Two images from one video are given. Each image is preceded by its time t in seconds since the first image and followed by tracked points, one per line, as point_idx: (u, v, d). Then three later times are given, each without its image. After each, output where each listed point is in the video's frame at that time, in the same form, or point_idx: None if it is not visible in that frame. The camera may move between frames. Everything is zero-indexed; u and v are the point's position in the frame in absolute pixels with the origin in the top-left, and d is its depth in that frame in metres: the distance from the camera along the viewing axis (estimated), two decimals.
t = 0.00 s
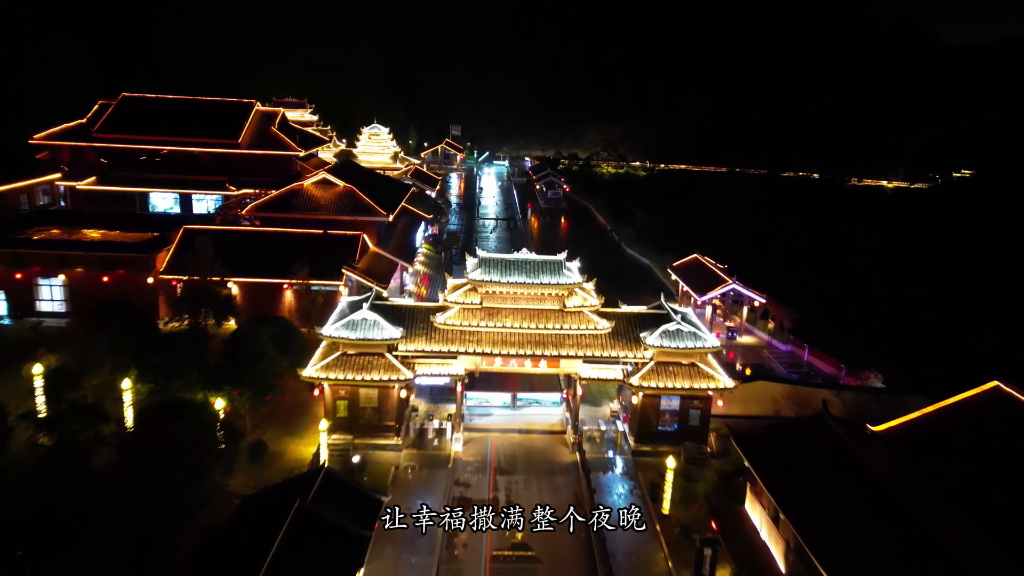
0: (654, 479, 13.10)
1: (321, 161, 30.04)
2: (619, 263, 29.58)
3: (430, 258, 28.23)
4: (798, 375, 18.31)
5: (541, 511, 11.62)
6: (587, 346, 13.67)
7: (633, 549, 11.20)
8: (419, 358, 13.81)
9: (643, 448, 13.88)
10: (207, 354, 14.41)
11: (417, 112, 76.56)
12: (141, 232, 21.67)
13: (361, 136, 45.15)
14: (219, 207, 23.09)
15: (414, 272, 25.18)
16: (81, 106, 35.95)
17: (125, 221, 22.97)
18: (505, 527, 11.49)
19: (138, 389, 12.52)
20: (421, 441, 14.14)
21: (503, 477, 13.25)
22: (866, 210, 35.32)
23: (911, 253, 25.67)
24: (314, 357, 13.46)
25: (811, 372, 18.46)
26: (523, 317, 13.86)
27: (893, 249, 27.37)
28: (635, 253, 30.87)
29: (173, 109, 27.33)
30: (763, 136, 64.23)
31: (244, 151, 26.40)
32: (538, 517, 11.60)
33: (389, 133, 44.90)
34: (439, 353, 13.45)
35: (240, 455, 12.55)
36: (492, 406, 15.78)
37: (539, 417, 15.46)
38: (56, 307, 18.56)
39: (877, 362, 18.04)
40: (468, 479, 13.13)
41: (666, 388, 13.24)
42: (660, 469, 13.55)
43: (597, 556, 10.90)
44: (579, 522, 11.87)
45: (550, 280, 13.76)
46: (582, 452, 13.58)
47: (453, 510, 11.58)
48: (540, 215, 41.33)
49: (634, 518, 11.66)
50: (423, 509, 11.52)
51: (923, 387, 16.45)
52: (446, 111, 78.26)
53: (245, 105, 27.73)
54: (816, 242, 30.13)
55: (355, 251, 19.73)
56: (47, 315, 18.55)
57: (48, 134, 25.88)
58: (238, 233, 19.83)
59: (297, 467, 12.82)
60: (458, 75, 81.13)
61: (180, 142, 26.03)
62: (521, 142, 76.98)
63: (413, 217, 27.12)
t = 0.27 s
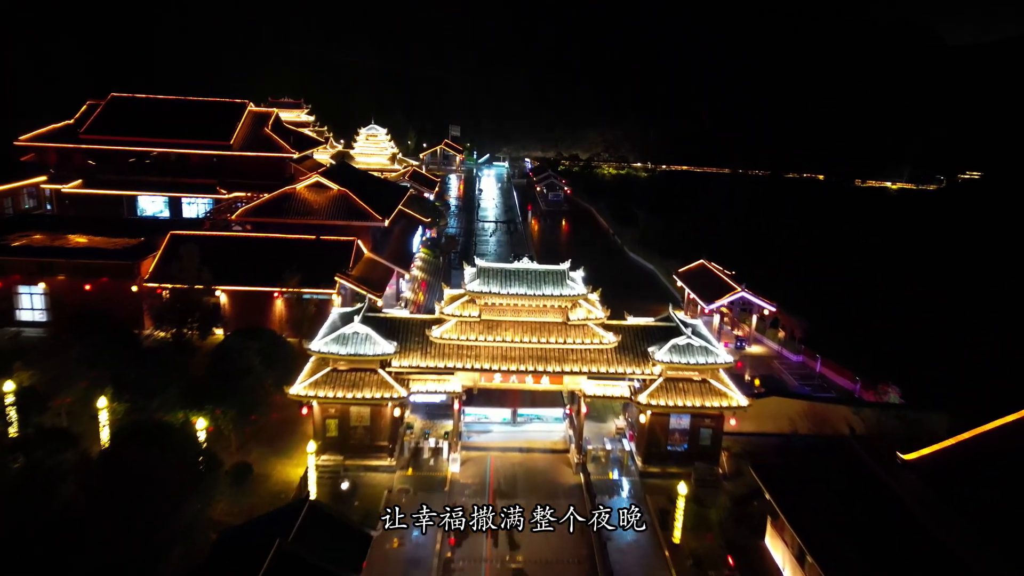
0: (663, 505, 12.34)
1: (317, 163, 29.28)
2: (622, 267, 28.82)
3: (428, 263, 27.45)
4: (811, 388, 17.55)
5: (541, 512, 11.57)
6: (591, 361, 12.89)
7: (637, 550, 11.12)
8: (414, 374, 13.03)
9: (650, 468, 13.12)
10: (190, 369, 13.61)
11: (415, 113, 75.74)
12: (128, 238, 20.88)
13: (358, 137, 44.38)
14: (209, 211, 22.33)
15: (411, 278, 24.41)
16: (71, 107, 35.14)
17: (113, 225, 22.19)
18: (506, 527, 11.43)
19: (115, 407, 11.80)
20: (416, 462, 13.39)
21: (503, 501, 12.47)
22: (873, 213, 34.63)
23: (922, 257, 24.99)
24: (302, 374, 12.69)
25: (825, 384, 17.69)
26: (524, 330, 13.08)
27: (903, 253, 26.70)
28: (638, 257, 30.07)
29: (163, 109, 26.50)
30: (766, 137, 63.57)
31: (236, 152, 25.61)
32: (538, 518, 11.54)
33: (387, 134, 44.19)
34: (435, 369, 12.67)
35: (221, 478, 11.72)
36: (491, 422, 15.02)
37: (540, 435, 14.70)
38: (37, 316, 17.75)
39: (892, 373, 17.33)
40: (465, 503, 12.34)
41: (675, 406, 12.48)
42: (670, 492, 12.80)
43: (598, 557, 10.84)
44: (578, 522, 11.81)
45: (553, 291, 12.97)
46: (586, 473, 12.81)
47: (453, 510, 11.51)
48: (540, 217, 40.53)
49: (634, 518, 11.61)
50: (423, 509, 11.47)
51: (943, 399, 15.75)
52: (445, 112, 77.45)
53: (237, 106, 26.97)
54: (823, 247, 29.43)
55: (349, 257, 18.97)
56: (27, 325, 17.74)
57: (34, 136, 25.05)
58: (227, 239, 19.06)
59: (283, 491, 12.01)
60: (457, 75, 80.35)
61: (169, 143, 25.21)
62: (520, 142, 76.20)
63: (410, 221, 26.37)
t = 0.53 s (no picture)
0: (673, 533, 11.56)
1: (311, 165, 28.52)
2: (626, 272, 28.06)
3: (426, 268, 26.71)
4: (824, 402, 16.78)
5: (541, 511, 11.56)
6: (597, 379, 12.11)
7: (642, 564, 10.82)
8: (408, 392, 12.25)
9: (660, 493, 12.34)
10: (171, 387, 12.77)
11: (414, 113, 74.83)
12: (113, 243, 20.03)
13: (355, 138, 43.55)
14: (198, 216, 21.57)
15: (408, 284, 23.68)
16: (59, 108, 34.27)
17: (98, 230, 21.34)
18: (506, 527, 11.42)
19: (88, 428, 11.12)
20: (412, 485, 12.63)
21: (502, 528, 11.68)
22: (880, 215, 33.92)
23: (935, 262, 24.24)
24: (289, 393, 11.92)
25: (839, 397, 16.94)
26: (525, 346, 12.31)
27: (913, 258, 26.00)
28: (642, 261, 29.28)
29: (151, 109, 25.66)
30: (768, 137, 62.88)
31: (227, 154, 24.81)
32: (538, 517, 11.53)
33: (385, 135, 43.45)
34: (431, 388, 11.89)
35: (200, 505, 10.88)
36: (491, 440, 14.25)
37: (542, 454, 13.93)
38: (16, 326, 16.78)
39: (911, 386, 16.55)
40: (463, 531, 11.56)
41: (686, 427, 11.71)
42: (681, 518, 12.02)
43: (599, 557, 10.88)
44: (579, 521, 11.85)
45: (556, 304, 12.18)
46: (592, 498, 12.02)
47: (453, 510, 11.47)
48: (541, 220, 39.73)
49: (634, 518, 11.58)
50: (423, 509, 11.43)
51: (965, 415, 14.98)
52: (443, 112, 76.58)
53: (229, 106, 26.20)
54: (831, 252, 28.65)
55: (342, 265, 18.17)
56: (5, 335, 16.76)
57: (18, 137, 24.17)
58: (216, 245, 18.30)
59: (269, 519, 11.18)
60: (455, 74, 79.51)
61: (158, 145, 24.38)
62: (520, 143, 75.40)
63: (406, 225, 25.59)
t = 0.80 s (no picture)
0: (685, 565, 10.75)
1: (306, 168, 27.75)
2: (629, 277, 27.27)
3: (423, 274, 25.93)
4: (840, 417, 15.99)
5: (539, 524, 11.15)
6: (603, 400, 11.32)
7: None
8: (401, 413, 11.45)
9: (670, 520, 11.54)
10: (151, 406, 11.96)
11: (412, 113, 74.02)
12: (97, 250, 19.23)
13: (352, 139, 42.77)
14: (187, 221, 20.78)
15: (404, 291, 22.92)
16: (48, 108, 33.38)
17: (83, 236, 20.51)
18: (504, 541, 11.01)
19: (59, 455, 10.58)
20: (405, 512, 11.81)
21: (502, 560, 10.85)
22: (889, 219, 33.19)
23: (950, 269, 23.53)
24: (274, 414, 11.12)
25: (856, 412, 16.17)
26: (526, 363, 11.52)
27: (939, 256, 24.95)
28: (645, 266, 28.50)
29: (140, 110, 24.86)
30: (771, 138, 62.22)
31: (217, 156, 24.00)
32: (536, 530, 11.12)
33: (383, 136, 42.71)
34: (426, 409, 11.08)
35: (173, 535, 10.15)
36: (490, 460, 13.46)
37: (544, 475, 13.13)
38: None
39: (934, 405, 15.76)
40: (459, 563, 10.72)
41: (699, 451, 10.91)
42: (694, 549, 11.22)
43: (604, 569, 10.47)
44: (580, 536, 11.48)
45: (559, 318, 11.41)
46: (598, 526, 11.21)
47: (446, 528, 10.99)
48: (541, 222, 38.95)
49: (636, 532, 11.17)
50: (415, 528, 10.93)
51: (995, 435, 14.18)
52: (442, 113, 75.84)
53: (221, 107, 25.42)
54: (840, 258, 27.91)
55: (334, 273, 17.39)
56: None
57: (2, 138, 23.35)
58: (203, 252, 17.54)
59: (252, 550, 10.36)
60: (455, 74, 78.76)
61: (146, 147, 23.59)
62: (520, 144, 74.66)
63: (403, 230, 24.80)
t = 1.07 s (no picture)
0: None
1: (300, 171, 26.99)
2: (633, 283, 26.48)
3: (420, 280, 25.13)
4: (857, 435, 15.20)
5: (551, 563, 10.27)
6: (611, 424, 10.53)
7: None
8: (394, 438, 10.66)
9: (682, 552, 10.75)
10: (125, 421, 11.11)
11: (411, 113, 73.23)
12: (80, 257, 18.41)
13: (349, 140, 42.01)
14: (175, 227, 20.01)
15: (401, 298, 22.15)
16: (37, 107, 32.50)
17: (67, 243, 19.70)
18: None
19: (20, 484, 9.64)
20: (398, 543, 11.01)
21: None
22: (899, 224, 32.39)
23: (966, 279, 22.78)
24: (256, 439, 10.35)
25: (873, 430, 15.39)
26: (528, 383, 10.72)
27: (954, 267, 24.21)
28: (649, 271, 27.69)
29: (128, 111, 24.04)
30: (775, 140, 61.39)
31: (208, 159, 23.22)
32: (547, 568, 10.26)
33: (381, 137, 41.99)
34: (419, 434, 10.29)
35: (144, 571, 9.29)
36: (489, 484, 12.68)
37: (546, 500, 12.36)
38: None
39: (957, 426, 15.01)
40: None
41: (714, 479, 10.12)
42: None
43: None
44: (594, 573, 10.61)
45: (563, 336, 10.62)
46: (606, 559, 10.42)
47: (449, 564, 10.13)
48: (542, 225, 38.14)
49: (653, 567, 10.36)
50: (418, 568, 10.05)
51: None
52: (442, 113, 75.06)
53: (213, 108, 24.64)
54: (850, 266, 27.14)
55: (327, 283, 16.60)
56: None
57: None
58: (190, 261, 16.78)
59: None
60: (454, 74, 77.95)
61: (134, 149, 22.79)
62: (520, 145, 73.87)
63: (400, 235, 24.01)
